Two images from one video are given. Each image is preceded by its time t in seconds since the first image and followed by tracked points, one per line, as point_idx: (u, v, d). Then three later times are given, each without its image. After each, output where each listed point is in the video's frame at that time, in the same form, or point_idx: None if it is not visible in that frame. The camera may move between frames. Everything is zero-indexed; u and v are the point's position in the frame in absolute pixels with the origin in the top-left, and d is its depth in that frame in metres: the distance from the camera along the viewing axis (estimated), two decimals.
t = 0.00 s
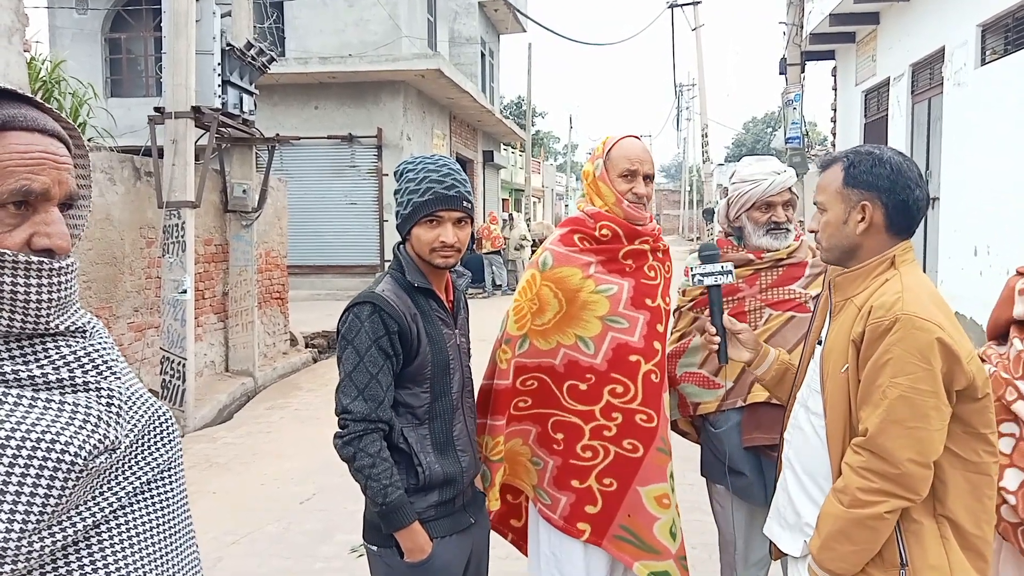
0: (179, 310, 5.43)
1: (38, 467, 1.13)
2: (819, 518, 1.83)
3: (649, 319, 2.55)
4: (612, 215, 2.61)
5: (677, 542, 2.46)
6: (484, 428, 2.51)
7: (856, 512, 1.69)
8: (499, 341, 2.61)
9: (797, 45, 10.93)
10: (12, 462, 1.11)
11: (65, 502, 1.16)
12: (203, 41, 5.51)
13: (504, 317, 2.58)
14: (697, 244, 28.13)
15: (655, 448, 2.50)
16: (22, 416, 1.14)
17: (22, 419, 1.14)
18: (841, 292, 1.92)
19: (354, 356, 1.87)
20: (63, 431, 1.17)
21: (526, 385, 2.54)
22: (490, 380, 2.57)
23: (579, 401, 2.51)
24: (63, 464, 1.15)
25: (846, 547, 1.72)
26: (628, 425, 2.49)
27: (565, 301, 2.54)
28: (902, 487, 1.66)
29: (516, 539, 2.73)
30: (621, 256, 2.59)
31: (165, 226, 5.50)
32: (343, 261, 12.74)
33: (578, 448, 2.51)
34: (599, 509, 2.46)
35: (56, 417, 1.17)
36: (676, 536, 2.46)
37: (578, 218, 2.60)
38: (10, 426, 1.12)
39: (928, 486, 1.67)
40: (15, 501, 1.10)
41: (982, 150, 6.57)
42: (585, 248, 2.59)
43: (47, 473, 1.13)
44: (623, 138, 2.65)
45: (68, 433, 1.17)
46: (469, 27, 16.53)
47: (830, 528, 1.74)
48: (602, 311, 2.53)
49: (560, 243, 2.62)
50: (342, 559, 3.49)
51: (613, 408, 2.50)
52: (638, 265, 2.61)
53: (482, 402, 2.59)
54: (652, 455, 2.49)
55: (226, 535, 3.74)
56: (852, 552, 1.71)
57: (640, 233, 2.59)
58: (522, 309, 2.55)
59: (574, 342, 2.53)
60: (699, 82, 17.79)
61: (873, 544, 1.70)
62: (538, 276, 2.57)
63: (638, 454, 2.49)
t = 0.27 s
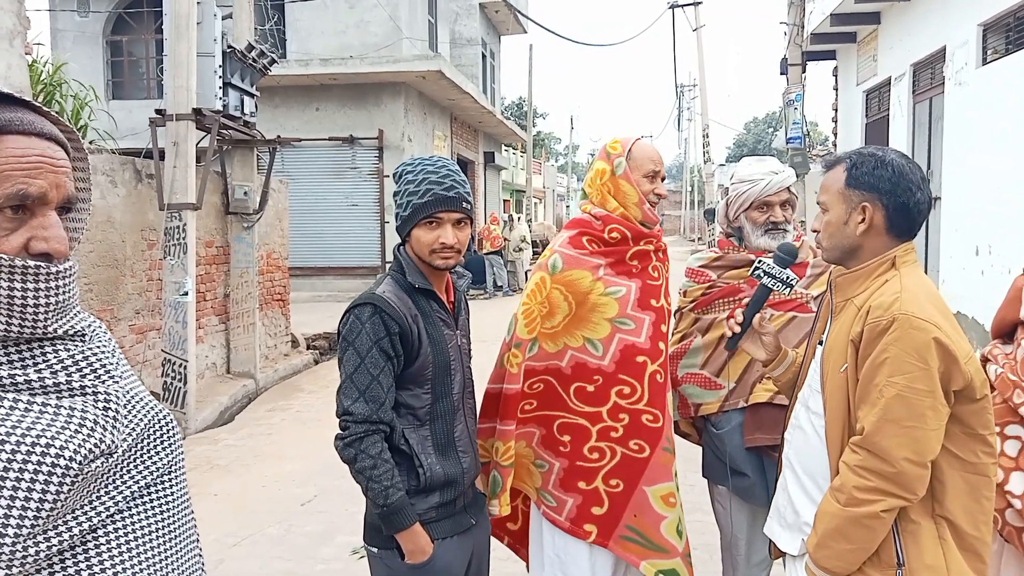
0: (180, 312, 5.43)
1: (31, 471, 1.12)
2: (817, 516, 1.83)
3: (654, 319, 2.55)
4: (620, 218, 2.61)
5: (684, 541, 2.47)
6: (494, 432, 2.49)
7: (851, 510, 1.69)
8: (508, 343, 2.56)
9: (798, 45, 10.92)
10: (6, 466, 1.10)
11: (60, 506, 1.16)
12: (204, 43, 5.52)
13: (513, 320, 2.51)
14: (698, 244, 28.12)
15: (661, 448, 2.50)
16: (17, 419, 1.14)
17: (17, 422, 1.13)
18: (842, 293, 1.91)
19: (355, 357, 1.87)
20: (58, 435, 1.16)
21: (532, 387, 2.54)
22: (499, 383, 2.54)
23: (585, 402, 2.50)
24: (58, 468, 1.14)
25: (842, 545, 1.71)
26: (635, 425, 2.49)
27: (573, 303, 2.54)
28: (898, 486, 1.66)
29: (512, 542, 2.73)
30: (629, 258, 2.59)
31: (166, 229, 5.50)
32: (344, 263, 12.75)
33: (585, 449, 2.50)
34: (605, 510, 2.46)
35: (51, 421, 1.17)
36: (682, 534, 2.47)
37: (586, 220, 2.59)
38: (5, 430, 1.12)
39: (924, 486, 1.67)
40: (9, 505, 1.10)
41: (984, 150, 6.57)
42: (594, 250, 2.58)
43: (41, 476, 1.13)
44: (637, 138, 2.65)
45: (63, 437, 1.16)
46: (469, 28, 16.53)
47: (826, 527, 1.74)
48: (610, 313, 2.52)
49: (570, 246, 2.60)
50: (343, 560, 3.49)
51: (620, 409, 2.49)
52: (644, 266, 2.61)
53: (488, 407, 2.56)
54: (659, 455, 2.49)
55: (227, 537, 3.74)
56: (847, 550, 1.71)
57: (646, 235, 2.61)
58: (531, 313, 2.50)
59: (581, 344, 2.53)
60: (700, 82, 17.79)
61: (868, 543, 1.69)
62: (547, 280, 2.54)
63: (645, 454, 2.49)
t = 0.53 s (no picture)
0: (178, 311, 5.42)
1: (22, 471, 1.11)
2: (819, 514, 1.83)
3: (657, 317, 2.56)
4: (627, 217, 2.60)
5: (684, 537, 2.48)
6: (502, 432, 2.46)
7: (855, 510, 1.69)
8: (513, 343, 2.50)
9: (796, 44, 10.92)
10: None
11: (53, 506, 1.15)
12: (201, 41, 5.50)
13: (519, 318, 2.47)
14: (696, 243, 28.13)
15: (663, 445, 2.51)
16: (9, 419, 1.13)
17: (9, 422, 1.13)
18: (843, 291, 1.91)
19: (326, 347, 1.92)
20: (51, 436, 1.15)
21: (536, 386, 2.53)
22: (505, 383, 2.50)
23: (590, 401, 2.50)
24: (50, 468, 1.13)
25: (845, 545, 1.71)
26: (639, 423, 2.50)
27: (580, 301, 2.53)
28: (902, 485, 1.65)
29: (507, 545, 2.73)
30: (633, 257, 2.59)
31: (163, 227, 5.49)
32: (342, 262, 12.74)
33: (589, 448, 2.49)
34: (608, 507, 2.46)
35: (42, 420, 1.16)
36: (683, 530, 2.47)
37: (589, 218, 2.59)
38: None
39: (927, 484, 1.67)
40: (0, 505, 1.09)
41: (981, 148, 6.57)
42: (600, 248, 2.57)
43: (32, 477, 1.12)
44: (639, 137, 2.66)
45: (54, 437, 1.16)
46: (468, 27, 16.52)
47: (829, 526, 1.74)
48: (617, 311, 2.52)
49: (577, 244, 2.58)
50: (340, 559, 3.49)
51: (624, 407, 2.49)
52: (646, 265, 2.62)
53: (493, 406, 2.52)
54: (661, 452, 2.50)
55: (225, 535, 3.73)
56: (851, 550, 1.71)
57: (650, 233, 2.62)
58: (540, 310, 2.48)
59: (588, 343, 2.52)
60: (698, 81, 17.77)
61: (872, 542, 1.69)
62: (556, 278, 2.52)
63: (647, 451, 2.49)
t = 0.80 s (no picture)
0: (175, 309, 5.40)
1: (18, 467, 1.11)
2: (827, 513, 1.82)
3: (656, 313, 2.56)
4: (626, 213, 2.59)
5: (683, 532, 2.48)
6: (504, 430, 2.45)
7: (864, 506, 1.68)
8: (513, 339, 2.48)
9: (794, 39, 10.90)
10: None
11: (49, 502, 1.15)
12: (197, 38, 5.48)
13: (520, 316, 2.47)
14: (695, 238, 28.13)
15: (663, 440, 2.51)
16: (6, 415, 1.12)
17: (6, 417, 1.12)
18: (844, 285, 1.91)
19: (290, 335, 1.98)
20: (49, 430, 1.15)
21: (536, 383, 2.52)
22: (506, 380, 2.48)
23: (591, 397, 2.49)
24: (47, 464, 1.13)
25: (855, 542, 1.70)
26: (639, 419, 2.49)
27: (580, 297, 2.52)
28: (911, 480, 1.66)
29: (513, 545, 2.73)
30: (631, 252, 2.59)
31: (160, 225, 5.47)
32: (340, 259, 12.72)
33: (590, 445, 2.48)
34: (608, 503, 2.46)
35: (39, 416, 1.15)
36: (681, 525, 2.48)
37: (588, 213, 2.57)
38: None
39: (935, 478, 1.68)
40: None
41: (980, 143, 6.57)
42: (600, 244, 2.56)
43: (28, 473, 1.11)
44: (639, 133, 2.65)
45: (52, 431, 1.15)
46: (465, 23, 16.48)
47: (838, 523, 1.73)
48: (618, 307, 2.52)
49: (577, 239, 2.57)
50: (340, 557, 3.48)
51: (625, 403, 2.49)
52: (645, 261, 2.62)
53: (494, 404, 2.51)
54: (661, 447, 2.50)
55: (224, 533, 3.73)
56: (862, 547, 1.70)
57: (648, 229, 2.62)
58: (540, 307, 2.47)
59: (588, 339, 2.51)
60: (697, 76, 17.74)
61: (883, 538, 1.68)
62: (557, 274, 2.51)
63: (647, 447, 2.49)
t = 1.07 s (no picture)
0: (173, 313, 5.39)
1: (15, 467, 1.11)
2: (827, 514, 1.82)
3: (653, 313, 2.55)
4: (623, 215, 2.59)
5: (681, 533, 2.46)
6: (496, 430, 2.48)
7: (863, 507, 1.68)
8: (508, 339, 2.52)
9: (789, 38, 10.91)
10: None
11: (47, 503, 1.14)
12: (193, 41, 5.48)
13: (513, 316, 2.49)
14: (692, 238, 28.19)
15: (659, 441, 2.50)
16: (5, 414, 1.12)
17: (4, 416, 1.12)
18: (845, 286, 1.91)
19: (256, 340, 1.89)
20: (47, 430, 1.14)
21: (532, 384, 2.53)
22: (499, 380, 2.52)
23: (585, 397, 2.49)
24: (45, 463, 1.13)
25: (854, 542, 1.70)
26: (634, 419, 2.48)
27: (575, 298, 2.52)
28: (910, 481, 1.65)
29: (514, 545, 2.74)
30: (626, 253, 2.59)
31: (157, 228, 5.46)
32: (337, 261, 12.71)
33: (585, 446, 2.49)
34: (604, 504, 2.46)
35: (37, 415, 1.15)
36: (679, 526, 2.46)
37: (585, 214, 2.57)
38: None
39: (935, 479, 1.67)
40: None
41: (975, 140, 6.58)
42: (595, 244, 2.56)
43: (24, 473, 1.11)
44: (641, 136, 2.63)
45: (51, 429, 1.15)
46: (461, 24, 16.49)
47: (837, 523, 1.73)
48: (612, 307, 2.52)
49: (572, 239, 2.57)
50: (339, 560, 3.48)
51: (620, 404, 2.49)
52: (641, 262, 2.61)
53: (488, 404, 2.55)
54: (657, 448, 2.49)
55: (223, 537, 3.72)
56: (860, 547, 1.70)
57: (644, 231, 2.62)
58: (533, 307, 2.49)
59: (582, 339, 2.51)
60: (693, 75, 17.76)
61: (881, 540, 1.68)
62: (550, 275, 2.52)
63: (643, 447, 2.48)
